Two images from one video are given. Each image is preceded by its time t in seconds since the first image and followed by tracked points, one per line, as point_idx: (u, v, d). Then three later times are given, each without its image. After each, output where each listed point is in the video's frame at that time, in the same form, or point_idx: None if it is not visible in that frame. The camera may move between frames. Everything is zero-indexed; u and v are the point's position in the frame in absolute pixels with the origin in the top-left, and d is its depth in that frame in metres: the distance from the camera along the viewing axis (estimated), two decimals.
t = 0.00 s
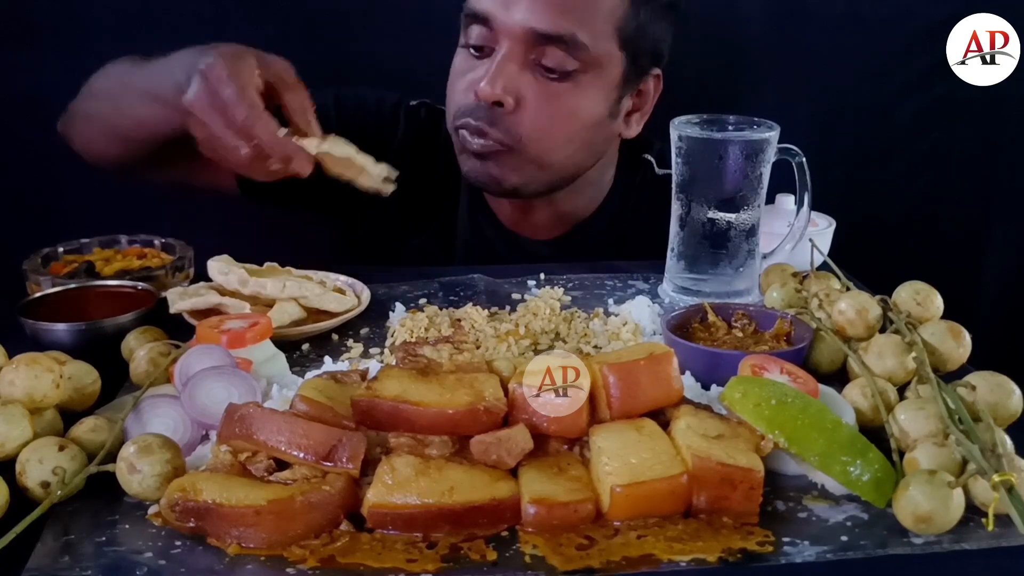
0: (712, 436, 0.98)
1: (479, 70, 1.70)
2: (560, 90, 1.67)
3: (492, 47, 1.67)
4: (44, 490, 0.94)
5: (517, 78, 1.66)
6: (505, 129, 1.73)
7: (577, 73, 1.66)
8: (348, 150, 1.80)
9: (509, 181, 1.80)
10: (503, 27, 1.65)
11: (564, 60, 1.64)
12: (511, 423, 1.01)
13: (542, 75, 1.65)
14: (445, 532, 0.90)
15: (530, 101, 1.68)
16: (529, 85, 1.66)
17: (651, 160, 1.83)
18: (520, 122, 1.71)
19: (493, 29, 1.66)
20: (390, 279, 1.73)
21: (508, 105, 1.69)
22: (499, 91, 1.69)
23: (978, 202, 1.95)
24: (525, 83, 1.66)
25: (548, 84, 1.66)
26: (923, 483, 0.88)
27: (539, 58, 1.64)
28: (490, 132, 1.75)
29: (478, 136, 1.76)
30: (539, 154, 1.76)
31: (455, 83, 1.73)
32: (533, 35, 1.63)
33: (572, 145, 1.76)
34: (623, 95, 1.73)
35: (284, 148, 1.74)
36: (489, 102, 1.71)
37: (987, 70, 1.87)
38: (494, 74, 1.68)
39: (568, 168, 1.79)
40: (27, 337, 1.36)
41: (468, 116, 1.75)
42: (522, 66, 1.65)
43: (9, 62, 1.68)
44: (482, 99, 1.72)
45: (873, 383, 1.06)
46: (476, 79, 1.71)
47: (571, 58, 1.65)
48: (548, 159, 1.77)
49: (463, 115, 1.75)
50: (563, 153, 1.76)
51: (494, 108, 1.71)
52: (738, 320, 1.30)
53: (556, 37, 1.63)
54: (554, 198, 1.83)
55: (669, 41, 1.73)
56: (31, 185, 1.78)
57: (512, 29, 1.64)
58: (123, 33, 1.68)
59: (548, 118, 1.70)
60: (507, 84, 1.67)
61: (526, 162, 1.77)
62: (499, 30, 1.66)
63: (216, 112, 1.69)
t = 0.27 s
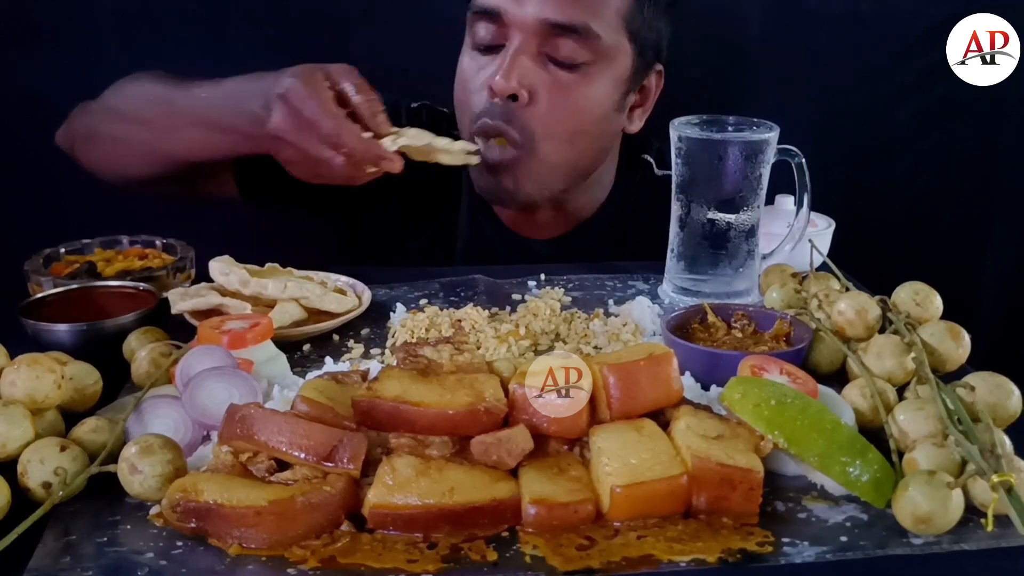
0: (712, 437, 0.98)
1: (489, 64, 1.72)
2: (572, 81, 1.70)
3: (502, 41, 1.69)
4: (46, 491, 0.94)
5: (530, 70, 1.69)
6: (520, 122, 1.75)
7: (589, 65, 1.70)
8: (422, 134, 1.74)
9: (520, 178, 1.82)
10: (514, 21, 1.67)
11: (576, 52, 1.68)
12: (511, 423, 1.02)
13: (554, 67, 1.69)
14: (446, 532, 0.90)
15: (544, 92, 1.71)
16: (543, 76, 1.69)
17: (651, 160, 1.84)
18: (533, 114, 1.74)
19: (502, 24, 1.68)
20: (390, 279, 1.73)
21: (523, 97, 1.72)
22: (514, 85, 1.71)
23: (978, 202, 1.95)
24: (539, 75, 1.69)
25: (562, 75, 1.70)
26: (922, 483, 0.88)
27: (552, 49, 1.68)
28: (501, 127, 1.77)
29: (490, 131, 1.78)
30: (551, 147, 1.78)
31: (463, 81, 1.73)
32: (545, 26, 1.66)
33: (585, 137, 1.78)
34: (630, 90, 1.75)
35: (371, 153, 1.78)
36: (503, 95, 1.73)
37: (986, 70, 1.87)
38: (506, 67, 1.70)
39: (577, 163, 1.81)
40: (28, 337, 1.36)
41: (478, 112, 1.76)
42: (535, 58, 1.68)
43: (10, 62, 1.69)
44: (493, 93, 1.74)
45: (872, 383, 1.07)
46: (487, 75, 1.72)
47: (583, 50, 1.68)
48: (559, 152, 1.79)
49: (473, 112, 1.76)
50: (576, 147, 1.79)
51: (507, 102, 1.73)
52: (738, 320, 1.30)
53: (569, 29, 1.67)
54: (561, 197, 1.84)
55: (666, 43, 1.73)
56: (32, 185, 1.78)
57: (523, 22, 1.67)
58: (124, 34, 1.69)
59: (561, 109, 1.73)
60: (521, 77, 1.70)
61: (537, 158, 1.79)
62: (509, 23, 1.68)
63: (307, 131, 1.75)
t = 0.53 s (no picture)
0: (711, 437, 0.98)
1: (499, 73, 1.71)
2: (588, 88, 1.70)
3: (514, 49, 1.69)
4: (45, 491, 0.94)
5: (545, 77, 1.68)
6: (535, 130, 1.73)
7: (602, 70, 1.69)
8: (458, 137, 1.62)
9: (531, 181, 1.82)
10: (524, 29, 1.67)
11: (591, 59, 1.68)
12: (511, 423, 1.02)
13: (569, 74, 1.68)
14: (445, 532, 0.90)
15: (560, 99, 1.69)
16: (559, 84, 1.68)
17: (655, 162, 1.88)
18: (549, 122, 1.72)
19: (511, 33, 1.68)
20: (390, 279, 1.73)
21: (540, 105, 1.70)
22: (530, 94, 1.69)
23: (978, 202, 1.95)
24: (555, 83, 1.68)
25: (578, 82, 1.69)
26: (922, 483, 0.88)
27: (566, 56, 1.67)
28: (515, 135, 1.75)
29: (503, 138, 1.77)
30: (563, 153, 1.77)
31: (473, 89, 1.73)
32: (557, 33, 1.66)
33: (597, 141, 1.79)
34: (641, 92, 1.76)
35: (399, 154, 1.53)
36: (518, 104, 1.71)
37: (986, 70, 1.87)
38: (520, 76, 1.69)
39: (586, 169, 1.82)
40: (27, 337, 1.36)
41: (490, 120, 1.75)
42: (549, 66, 1.67)
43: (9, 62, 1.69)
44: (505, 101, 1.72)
45: (872, 383, 1.07)
46: (499, 83, 1.71)
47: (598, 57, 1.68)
48: (570, 157, 1.78)
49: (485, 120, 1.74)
50: (588, 152, 1.79)
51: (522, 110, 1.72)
52: (738, 321, 1.30)
53: (583, 35, 1.67)
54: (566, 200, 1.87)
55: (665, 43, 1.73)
56: (32, 185, 1.78)
57: (535, 31, 1.66)
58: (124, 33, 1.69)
59: (575, 116, 1.73)
60: (536, 85, 1.68)
61: (548, 165, 1.79)
62: (519, 32, 1.67)
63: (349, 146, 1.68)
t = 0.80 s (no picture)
0: (711, 437, 0.98)
1: (501, 69, 1.71)
2: (588, 83, 1.70)
3: (516, 46, 1.69)
4: (45, 491, 0.94)
5: (546, 72, 1.69)
6: (535, 123, 1.73)
7: (603, 68, 1.70)
8: (466, 142, 1.68)
9: (532, 181, 1.82)
10: (527, 25, 1.67)
11: (591, 58, 1.69)
12: (511, 424, 1.02)
13: (570, 69, 1.69)
14: (445, 532, 0.90)
15: (559, 93, 1.70)
16: (559, 79, 1.69)
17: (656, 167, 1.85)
18: (549, 116, 1.73)
19: (513, 29, 1.68)
20: (390, 279, 1.73)
21: (540, 99, 1.71)
22: (530, 88, 1.70)
23: (978, 202, 1.95)
24: (555, 77, 1.69)
25: (578, 77, 1.70)
26: (922, 483, 0.88)
27: (568, 52, 1.68)
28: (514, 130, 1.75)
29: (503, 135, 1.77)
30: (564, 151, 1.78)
31: (474, 84, 1.73)
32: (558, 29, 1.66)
33: (598, 141, 1.79)
34: (641, 97, 1.76)
35: (421, 169, 1.72)
36: (518, 98, 1.71)
37: (986, 70, 1.87)
38: (521, 71, 1.69)
39: (582, 172, 1.82)
40: (28, 337, 1.36)
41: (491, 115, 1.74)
42: (551, 61, 1.68)
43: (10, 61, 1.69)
44: (506, 96, 1.72)
45: (872, 383, 1.06)
46: (500, 79, 1.71)
47: (599, 54, 1.69)
48: (570, 155, 1.79)
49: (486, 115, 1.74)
50: (589, 150, 1.80)
51: (522, 105, 1.71)
52: (738, 321, 1.30)
53: (584, 33, 1.67)
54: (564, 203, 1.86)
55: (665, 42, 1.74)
56: (32, 185, 1.79)
57: (537, 28, 1.67)
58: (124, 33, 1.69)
59: (576, 111, 1.73)
60: (537, 80, 1.69)
61: (550, 162, 1.79)
62: (522, 28, 1.68)
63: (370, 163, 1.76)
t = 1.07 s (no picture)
0: (711, 437, 0.98)
1: (494, 58, 1.70)
2: (582, 74, 1.70)
3: (511, 36, 1.68)
4: (45, 491, 0.94)
5: (540, 61, 1.68)
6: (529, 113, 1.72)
7: (599, 60, 1.69)
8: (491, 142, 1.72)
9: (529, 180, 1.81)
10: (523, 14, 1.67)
11: (586, 51, 1.68)
12: (511, 424, 1.02)
13: (564, 59, 1.68)
14: (445, 532, 0.90)
15: (553, 82, 1.69)
16: (553, 67, 1.68)
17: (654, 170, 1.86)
18: (543, 105, 1.71)
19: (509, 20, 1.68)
20: (390, 279, 1.73)
21: (535, 87, 1.69)
22: (524, 74, 1.69)
23: (978, 202, 1.95)
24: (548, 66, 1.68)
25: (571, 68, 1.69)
26: (922, 483, 0.88)
27: (563, 42, 1.67)
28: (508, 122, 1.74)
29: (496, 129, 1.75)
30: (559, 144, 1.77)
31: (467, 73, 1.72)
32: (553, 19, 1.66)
33: (592, 135, 1.77)
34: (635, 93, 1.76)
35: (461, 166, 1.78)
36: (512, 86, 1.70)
37: (986, 70, 1.87)
38: (515, 58, 1.68)
39: (578, 171, 1.81)
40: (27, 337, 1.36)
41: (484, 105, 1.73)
42: (545, 49, 1.67)
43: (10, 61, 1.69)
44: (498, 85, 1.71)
45: (872, 383, 1.06)
46: (493, 68, 1.71)
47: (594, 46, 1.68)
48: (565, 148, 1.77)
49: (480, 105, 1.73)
50: (583, 145, 1.78)
51: (516, 93, 1.70)
52: (738, 321, 1.30)
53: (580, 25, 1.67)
54: (561, 204, 1.85)
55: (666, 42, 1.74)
56: (32, 185, 1.79)
57: (533, 18, 1.66)
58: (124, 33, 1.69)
59: (569, 101, 1.72)
60: (531, 67, 1.68)
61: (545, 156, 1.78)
62: (518, 17, 1.67)
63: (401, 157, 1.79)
